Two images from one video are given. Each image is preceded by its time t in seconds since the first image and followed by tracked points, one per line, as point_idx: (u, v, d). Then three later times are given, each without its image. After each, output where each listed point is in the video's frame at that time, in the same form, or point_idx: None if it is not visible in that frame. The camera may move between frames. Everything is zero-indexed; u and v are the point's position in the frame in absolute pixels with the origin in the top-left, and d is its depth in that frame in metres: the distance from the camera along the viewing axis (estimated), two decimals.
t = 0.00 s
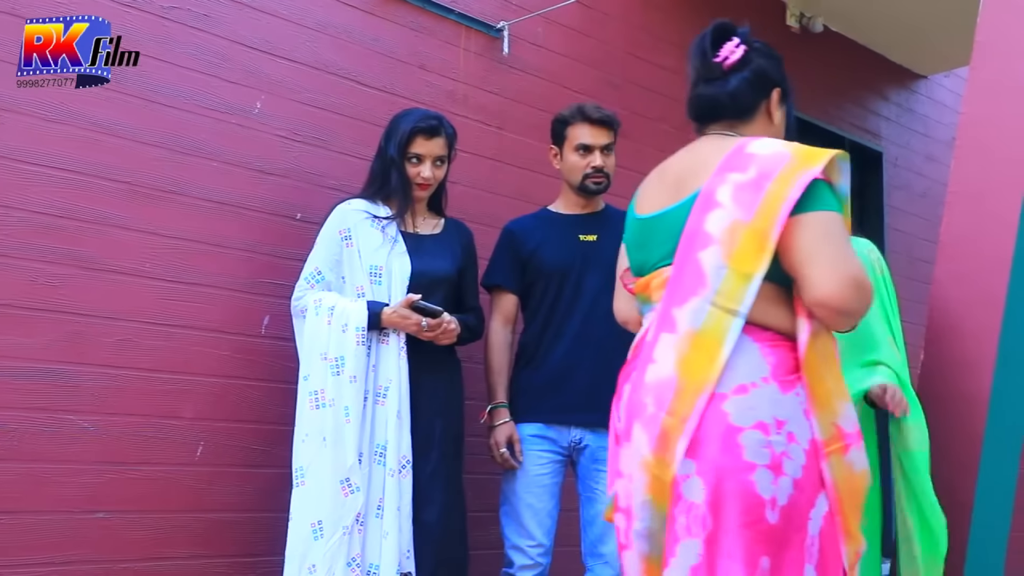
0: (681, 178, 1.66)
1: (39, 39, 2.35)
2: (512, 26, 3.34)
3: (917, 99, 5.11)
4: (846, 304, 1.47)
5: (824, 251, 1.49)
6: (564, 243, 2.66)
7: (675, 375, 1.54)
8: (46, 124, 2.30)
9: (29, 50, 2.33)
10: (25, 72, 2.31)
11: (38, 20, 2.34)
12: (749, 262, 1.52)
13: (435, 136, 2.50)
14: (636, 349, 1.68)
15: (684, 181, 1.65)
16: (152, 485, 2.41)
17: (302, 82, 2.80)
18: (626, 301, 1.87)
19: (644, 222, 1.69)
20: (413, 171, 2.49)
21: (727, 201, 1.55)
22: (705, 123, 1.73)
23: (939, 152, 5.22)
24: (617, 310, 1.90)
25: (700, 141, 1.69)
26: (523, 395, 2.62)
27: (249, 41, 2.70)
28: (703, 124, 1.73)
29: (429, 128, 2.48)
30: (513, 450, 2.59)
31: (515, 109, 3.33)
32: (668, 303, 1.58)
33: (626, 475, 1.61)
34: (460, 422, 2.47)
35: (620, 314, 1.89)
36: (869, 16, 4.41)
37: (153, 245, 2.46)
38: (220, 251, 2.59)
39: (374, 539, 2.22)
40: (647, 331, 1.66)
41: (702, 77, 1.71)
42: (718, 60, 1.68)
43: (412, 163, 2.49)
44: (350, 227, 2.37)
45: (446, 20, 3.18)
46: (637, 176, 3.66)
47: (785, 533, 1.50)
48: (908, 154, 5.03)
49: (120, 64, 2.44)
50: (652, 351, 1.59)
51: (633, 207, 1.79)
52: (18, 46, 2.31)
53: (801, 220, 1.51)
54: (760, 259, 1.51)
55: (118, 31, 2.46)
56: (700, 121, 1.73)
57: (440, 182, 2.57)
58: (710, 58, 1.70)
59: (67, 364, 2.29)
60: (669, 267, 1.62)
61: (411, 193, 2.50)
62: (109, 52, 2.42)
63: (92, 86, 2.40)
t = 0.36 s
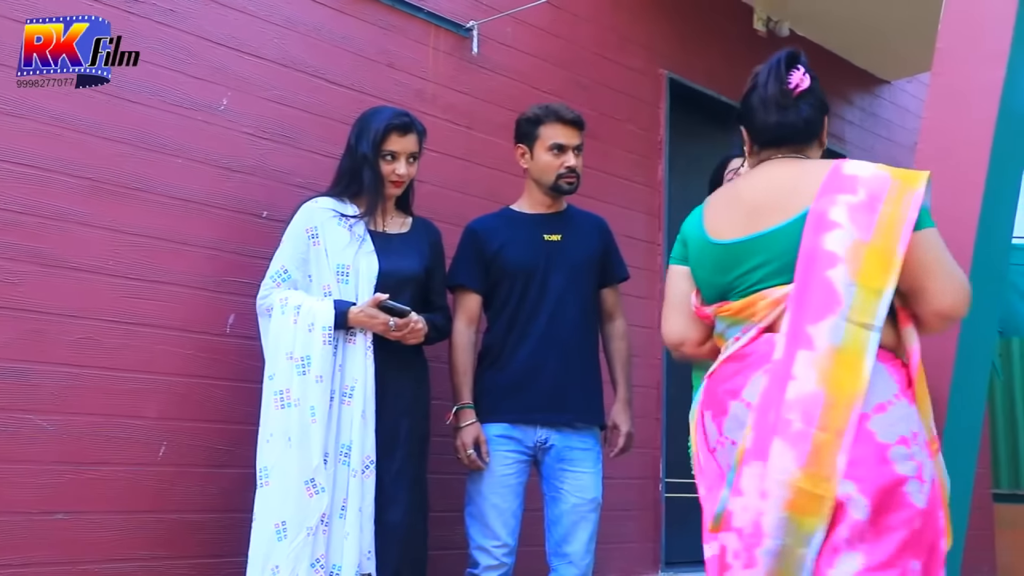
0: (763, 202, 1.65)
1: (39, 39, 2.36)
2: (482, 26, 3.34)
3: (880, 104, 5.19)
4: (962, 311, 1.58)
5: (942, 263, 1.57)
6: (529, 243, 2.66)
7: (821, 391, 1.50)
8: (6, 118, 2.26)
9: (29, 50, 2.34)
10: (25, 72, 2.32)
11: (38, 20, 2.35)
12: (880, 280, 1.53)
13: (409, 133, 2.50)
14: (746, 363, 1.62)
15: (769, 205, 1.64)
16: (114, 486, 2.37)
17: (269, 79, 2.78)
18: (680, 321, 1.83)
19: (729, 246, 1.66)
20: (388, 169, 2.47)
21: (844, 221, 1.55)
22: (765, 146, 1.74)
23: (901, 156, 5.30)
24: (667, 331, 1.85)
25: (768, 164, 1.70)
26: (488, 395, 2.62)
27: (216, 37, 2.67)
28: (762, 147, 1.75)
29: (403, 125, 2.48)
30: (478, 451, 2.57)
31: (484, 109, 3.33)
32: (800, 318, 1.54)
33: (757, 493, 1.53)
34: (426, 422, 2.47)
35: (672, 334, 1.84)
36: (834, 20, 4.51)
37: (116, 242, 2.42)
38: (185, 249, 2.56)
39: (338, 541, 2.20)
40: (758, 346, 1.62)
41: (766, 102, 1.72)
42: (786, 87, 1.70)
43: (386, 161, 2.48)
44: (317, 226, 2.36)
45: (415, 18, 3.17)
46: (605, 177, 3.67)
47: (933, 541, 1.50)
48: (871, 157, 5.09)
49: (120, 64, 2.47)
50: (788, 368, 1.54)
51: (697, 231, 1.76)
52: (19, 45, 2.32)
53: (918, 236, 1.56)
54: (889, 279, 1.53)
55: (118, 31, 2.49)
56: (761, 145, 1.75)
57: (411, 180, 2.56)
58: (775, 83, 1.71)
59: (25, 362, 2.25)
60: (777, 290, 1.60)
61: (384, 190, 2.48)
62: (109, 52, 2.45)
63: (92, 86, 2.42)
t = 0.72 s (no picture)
0: (848, 201, 1.70)
1: (39, 39, 2.38)
2: (455, 25, 3.33)
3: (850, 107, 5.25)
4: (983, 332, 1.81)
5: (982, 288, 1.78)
6: (499, 243, 2.67)
7: (961, 393, 1.58)
8: None
9: (28, 50, 2.36)
10: (25, 72, 2.33)
11: (38, 20, 2.38)
12: (977, 290, 1.67)
13: (386, 130, 2.49)
14: (864, 358, 1.65)
15: (854, 203, 1.70)
16: (81, 486, 2.34)
17: (241, 76, 2.76)
18: (722, 305, 1.75)
19: (818, 236, 1.68)
20: (367, 166, 2.46)
21: (944, 229, 1.66)
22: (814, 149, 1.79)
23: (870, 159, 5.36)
24: (700, 315, 1.77)
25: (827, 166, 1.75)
26: (459, 396, 2.60)
27: (187, 33, 2.64)
28: (812, 149, 1.79)
29: (380, 122, 2.48)
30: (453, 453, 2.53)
31: (457, 108, 3.33)
32: (932, 320, 1.61)
33: (908, 492, 1.55)
34: (397, 422, 2.46)
35: (707, 320, 1.76)
36: (804, 23, 4.55)
37: (84, 240, 2.39)
38: (154, 246, 2.53)
39: (309, 541, 2.19)
40: (863, 343, 1.66)
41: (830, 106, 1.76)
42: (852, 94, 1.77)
43: (365, 159, 2.46)
44: (289, 223, 2.34)
45: (389, 17, 3.16)
46: (578, 178, 3.68)
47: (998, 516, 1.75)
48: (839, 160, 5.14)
49: (120, 64, 2.49)
50: (931, 369, 1.58)
51: (770, 212, 1.72)
52: (18, 45, 2.34)
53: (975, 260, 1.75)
54: (984, 288, 1.68)
55: (118, 31, 2.51)
56: (811, 148, 1.79)
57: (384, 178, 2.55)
58: (841, 90, 1.77)
59: None
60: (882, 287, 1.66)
61: (361, 187, 2.46)
62: (110, 52, 2.47)
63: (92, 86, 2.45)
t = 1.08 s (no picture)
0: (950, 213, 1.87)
1: (38, 39, 2.39)
2: (438, 24, 3.33)
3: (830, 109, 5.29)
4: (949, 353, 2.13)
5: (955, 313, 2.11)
6: (482, 242, 2.67)
7: None
8: None
9: (28, 50, 2.37)
10: (24, 72, 2.35)
11: (37, 21, 2.39)
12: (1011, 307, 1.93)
13: (367, 128, 2.49)
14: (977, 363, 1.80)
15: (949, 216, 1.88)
16: (59, 486, 2.32)
17: (221, 74, 2.74)
18: (884, 284, 1.73)
19: (951, 244, 1.81)
20: (350, 163, 2.45)
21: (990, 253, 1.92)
22: (883, 153, 1.91)
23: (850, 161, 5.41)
24: (872, 295, 1.72)
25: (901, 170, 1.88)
26: (442, 395, 2.59)
27: (167, 30, 2.63)
28: (881, 153, 1.91)
29: (362, 120, 2.47)
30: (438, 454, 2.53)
31: (440, 107, 3.33)
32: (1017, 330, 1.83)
33: None
34: (378, 420, 2.45)
35: (877, 300, 1.72)
36: (785, 24, 4.57)
37: (63, 238, 2.37)
38: (135, 244, 2.51)
39: (290, 541, 2.18)
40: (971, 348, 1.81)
41: (909, 111, 1.88)
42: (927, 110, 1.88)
43: (349, 155, 2.45)
44: (269, 222, 2.33)
45: (371, 15, 3.15)
46: (561, 178, 3.68)
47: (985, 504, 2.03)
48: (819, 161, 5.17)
49: (119, 64, 2.51)
50: None
51: (920, 206, 1.79)
52: (18, 46, 2.35)
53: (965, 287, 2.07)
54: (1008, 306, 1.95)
55: (117, 31, 2.53)
56: (884, 152, 1.91)
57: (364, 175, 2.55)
58: (923, 100, 1.88)
59: None
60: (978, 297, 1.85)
61: (344, 185, 2.45)
62: (109, 52, 2.49)
63: (92, 86, 2.47)
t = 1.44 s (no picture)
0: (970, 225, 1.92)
1: (38, 39, 2.41)
2: (409, 22, 3.32)
3: (798, 112, 5.35)
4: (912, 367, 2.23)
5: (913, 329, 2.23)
6: (455, 242, 2.66)
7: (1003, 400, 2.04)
8: None
9: (28, 50, 2.39)
10: (24, 72, 2.37)
11: (37, 21, 2.41)
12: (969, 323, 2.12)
13: (335, 126, 2.48)
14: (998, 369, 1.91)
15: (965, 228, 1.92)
16: (23, 487, 2.29)
17: (189, 69, 2.71)
18: (952, 278, 1.69)
19: (976, 249, 1.86)
20: (318, 161, 2.44)
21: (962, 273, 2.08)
22: (902, 155, 1.93)
23: (817, 164, 5.46)
24: (944, 291, 1.68)
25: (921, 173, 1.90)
26: (413, 395, 2.58)
27: (134, 25, 2.60)
28: (901, 155, 1.92)
29: (330, 118, 2.46)
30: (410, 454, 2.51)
31: (411, 106, 3.32)
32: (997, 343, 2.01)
33: None
34: (346, 419, 2.44)
35: (946, 293, 1.68)
36: (754, 28, 4.61)
37: (27, 235, 2.34)
38: (100, 242, 2.48)
39: (258, 542, 2.16)
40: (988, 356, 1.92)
41: (931, 116, 1.90)
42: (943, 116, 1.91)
43: (317, 153, 2.44)
44: (235, 220, 2.31)
45: (341, 13, 3.13)
46: (532, 178, 3.69)
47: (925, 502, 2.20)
48: (787, 164, 5.22)
49: (119, 64, 2.54)
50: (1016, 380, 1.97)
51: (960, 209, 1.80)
52: (18, 45, 2.37)
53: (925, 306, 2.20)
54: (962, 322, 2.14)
55: (119, 31, 2.56)
56: (904, 154, 1.92)
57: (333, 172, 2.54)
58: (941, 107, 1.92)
59: None
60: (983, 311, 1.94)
61: (312, 182, 2.44)
62: (111, 53, 2.53)
63: (94, 87, 2.50)
